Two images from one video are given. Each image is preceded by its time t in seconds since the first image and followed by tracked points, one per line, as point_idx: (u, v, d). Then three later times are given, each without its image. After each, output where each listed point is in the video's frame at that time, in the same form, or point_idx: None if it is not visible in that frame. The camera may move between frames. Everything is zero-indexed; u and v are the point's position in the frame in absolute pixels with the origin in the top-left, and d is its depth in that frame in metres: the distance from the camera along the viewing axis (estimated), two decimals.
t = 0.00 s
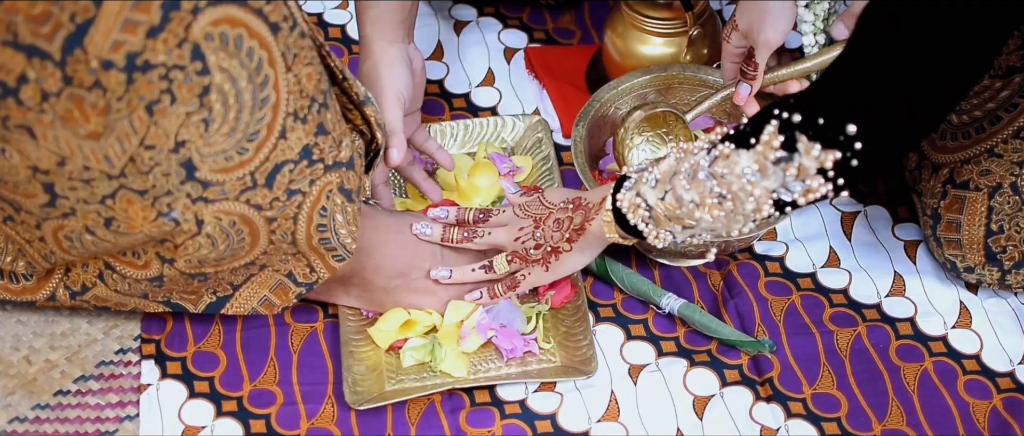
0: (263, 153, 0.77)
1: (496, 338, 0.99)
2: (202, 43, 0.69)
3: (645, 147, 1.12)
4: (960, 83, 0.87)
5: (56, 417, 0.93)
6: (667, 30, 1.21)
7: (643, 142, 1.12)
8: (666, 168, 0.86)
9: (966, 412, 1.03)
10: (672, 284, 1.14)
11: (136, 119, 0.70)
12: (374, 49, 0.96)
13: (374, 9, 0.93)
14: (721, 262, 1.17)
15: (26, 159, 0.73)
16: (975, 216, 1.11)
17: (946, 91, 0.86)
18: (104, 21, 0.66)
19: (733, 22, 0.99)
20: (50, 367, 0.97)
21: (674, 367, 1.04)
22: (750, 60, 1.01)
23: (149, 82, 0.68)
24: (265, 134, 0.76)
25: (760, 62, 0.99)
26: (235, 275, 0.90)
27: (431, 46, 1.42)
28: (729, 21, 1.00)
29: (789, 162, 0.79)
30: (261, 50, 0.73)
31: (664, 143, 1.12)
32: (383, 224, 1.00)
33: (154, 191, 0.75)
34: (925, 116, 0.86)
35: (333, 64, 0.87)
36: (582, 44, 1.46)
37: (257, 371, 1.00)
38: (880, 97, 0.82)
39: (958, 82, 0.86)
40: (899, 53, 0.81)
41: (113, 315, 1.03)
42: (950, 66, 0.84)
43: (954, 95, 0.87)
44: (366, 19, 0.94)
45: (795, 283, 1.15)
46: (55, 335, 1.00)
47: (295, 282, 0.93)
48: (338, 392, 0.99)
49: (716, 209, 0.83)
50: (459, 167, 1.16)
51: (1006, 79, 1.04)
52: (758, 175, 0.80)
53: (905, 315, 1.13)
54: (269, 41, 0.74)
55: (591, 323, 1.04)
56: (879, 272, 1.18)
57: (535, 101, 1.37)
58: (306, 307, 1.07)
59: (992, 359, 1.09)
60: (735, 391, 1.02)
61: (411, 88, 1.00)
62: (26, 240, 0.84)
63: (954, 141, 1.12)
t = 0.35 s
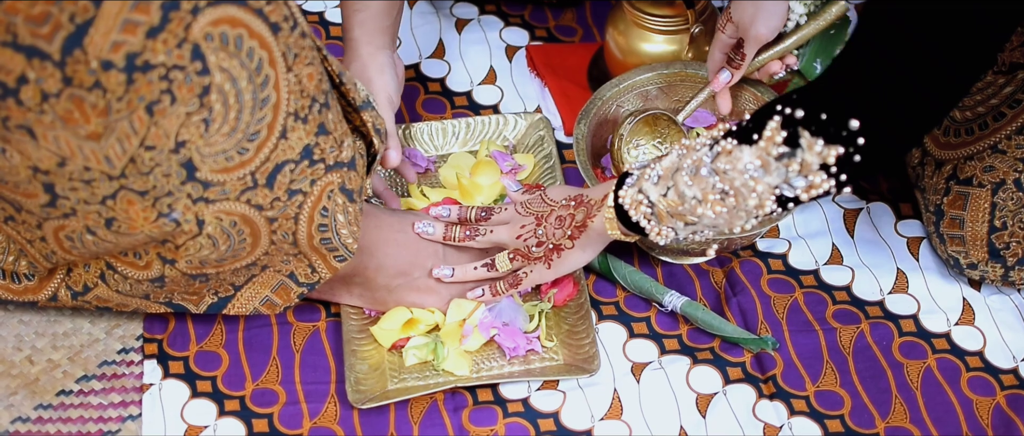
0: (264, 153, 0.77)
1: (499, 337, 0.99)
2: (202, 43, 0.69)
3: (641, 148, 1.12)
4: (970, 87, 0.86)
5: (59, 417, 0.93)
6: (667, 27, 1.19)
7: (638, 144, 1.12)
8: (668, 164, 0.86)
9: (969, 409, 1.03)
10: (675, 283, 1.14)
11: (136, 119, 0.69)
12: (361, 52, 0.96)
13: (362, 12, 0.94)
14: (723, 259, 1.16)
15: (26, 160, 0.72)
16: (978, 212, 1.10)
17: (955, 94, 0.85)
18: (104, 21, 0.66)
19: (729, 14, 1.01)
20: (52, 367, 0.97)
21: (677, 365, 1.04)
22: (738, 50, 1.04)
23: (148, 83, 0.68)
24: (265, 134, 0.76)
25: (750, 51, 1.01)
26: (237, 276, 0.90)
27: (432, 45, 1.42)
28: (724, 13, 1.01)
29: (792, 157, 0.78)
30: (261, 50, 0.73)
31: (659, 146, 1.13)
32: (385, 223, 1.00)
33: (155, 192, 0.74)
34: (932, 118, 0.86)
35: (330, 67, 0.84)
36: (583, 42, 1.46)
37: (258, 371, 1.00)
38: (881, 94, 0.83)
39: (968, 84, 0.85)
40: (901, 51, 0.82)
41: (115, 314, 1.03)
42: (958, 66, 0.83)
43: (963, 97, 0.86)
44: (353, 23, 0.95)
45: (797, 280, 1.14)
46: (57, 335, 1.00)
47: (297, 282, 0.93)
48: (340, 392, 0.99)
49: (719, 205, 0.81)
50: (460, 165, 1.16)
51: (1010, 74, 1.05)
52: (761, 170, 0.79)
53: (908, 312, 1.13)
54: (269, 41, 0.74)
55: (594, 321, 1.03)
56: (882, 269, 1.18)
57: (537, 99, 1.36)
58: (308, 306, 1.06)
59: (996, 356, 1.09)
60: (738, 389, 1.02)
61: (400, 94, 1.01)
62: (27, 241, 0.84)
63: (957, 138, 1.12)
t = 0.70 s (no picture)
0: (262, 155, 0.77)
1: (496, 339, 0.99)
2: (199, 45, 0.69)
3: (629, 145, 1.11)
4: (969, 84, 0.85)
5: (56, 421, 0.93)
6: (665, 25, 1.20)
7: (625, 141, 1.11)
8: (665, 164, 0.86)
9: (967, 410, 1.03)
10: (672, 284, 1.14)
11: (134, 121, 0.69)
12: (345, 57, 0.94)
13: (346, 17, 0.90)
14: (721, 260, 1.16)
15: (24, 162, 0.72)
16: (977, 213, 1.11)
17: (953, 91, 0.84)
18: (102, 24, 0.66)
19: None
20: (50, 370, 0.97)
21: (675, 366, 1.04)
22: (728, 34, 1.04)
23: (146, 85, 0.68)
24: (263, 136, 0.76)
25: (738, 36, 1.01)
26: (234, 279, 0.90)
27: (430, 47, 1.42)
28: None
29: (789, 157, 0.79)
30: (259, 52, 0.73)
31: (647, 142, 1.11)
32: (383, 225, 1.00)
33: (152, 194, 0.74)
34: (930, 116, 0.85)
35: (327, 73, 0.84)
36: (581, 43, 1.46)
37: (256, 373, 1.00)
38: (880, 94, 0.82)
39: (967, 82, 0.84)
40: (901, 51, 0.80)
41: (112, 317, 1.03)
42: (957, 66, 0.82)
43: (962, 95, 0.85)
44: (337, 27, 0.92)
45: (795, 282, 1.15)
46: (55, 338, 1.00)
47: (294, 285, 0.93)
48: (338, 394, 0.99)
49: (716, 205, 0.82)
50: (458, 166, 1.16)
51: (1008, 75, 1.06)
52: (758, 170, 0.80)
53: (906, 313, 1.13)
54: (267, 43, 0.74)
55: (592, 323, 1.03)
56: (880, 270, 1.18)
57: (534, 101, 1.37)
58: (306, 309, 1.06)
59: (994, 358, 1.09)
60: (736, 391, 1.02)
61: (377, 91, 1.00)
62: (25, 244, 0.84)
63: (955, 139, 1.13)
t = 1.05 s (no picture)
0: (259, 158, 0.77)
1: (494, 342, 0.99)
2: (197, 48, 0.69)
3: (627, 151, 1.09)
4: (967, 85, 0.88)
5: (54, 425, 0.93)
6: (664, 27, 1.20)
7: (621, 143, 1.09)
8: (661, 164, 0.85)
9: (965, 411, 1.03)
10: (669, 286, 1.14)
11: (131, 125, 0.69)
12: (334, 60, 0.93)
13: (336, 19, 0.91)
14: (717, 263, 1.17)
15: (21, 167, 0.72)
16: (974, 214, 1.11)
17: (951, 92, 0.87)
18: (99, 27, 0.66)
19: None
20: (47, 375, 0.97)
21: (672, 369, 1.04)
22: (733, 38, 1.05)
23: (143, 88, 0.68)
24: (260, 140, 0.76)
25: (743, 38, 1.03)
26: (231, 283, 0.90)
27: (426, 49, 1.42)
28: None
29: (786, 157, 0.79)
30: (256, 55, 0.73)
31: (644, 147, 1.09)
32: (380, 228, 1.00)
33: (150, 198, 0.74)
34: (928, 116, 0.87)
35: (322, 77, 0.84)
36: (577, 46, 1.46)
37: (254, 377, 1.00)
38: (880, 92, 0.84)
39: (965, 82, 0.86)
40: (901, 51, 0.83)
41: (110, 321, 1.03)
42: (955, 66, 0.84)
43: (960, 96, 0.88)
44: (326, 30, 0.92)
45: (792, 284, 1.15)
46: (52, 342, 1.00)
47: (291, 289, 0.93)
48: (335, 398, 0.99)
49: (712, 205, 0.82)
50: (454, 170, 1.16)
51: (1005, 77, 1.08)
52: (755, 170, 0.80)
53: (902, 315, 1.13)
54: (264, 46, 0.74)
55: (588, 325, 1.03)
56: (876, 272, 1.18)
57: (531, 103, 1.37)
58: (303, 312, 1.06)
59: (991, 359, 1.09)
60: (733, 393, 1.02)
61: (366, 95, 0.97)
62: (22, 249, 0.84)
63: (952, 140, 1.13)
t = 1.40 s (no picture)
0: (259, 163, 0.77)
1: (494, 345, 0.99)
2: (197, 53, 0.69)
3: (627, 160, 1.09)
4: (967, 84, 0.89)
5: (54, 428, 0.93)
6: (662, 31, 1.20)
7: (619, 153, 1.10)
8: (662, 164, 0.85)
9: (965, 414, 1.03)
10: (669, 289, 1.14)
11: (132, 129, 0.70)
12: (330, 60, 0.93)
13: (332, 18, 0.91)
14: (717, 266, 1.17)
15: (21, 171, 0.73)
16: (975, 217, 1.11)
17: (952, 91, 0.88)
18: (100, 31, 0.66)
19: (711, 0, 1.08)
20: (48, 378, 0.97)
21: (672, 372, 1.04)
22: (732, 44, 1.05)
23: (144, 92, 0.68)
24: (260, 144, 0.76)
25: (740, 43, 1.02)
26: (231, 288, 0.90)
27: (426, 52, 1.42)
28: None
29: (787, 157, 0.79)
30: (256, 60, 0.73)
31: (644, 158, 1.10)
32: (380, 232, 1.01)
33: (150, 202, 0.74)
34: (928, 115, 0.88)
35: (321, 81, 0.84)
36: (577, 49, 1.46)
37: (254, 380, 1.00)
38: (881, 93, 0.85)
39: (966, 82, 0.88)
40: (901, 51, 0.83)
41: (110, 324, 1.03)
42: (956, 66, 0.85)
43: (960, 96, 0.89)
44: (321, 29, 0.92)
45: (792, 287, 1.15)
46: (53, 346, 1.00)
47: (291, 294, 0.93)
48: (336, 401, 0.99)
49: (713, 205, 0.82)
50: (455, 173, 1.17)
51: (1007, 80, 1.08)
52: (757, 169, 0.79)
53: (903, 318, 1.13)
54: (264, 51, 0.74)
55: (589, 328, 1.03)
56: (876, 274, 1.18)
57: (531, 107, 1.37)
58: (303, 316, 1.06)
59: (991, 361, 1.09)
60: (733, 396, 1.02)
61: (365, 92, 0.97)
62: (22, 253, 0.84)
63: (953, 142, 1.13)
